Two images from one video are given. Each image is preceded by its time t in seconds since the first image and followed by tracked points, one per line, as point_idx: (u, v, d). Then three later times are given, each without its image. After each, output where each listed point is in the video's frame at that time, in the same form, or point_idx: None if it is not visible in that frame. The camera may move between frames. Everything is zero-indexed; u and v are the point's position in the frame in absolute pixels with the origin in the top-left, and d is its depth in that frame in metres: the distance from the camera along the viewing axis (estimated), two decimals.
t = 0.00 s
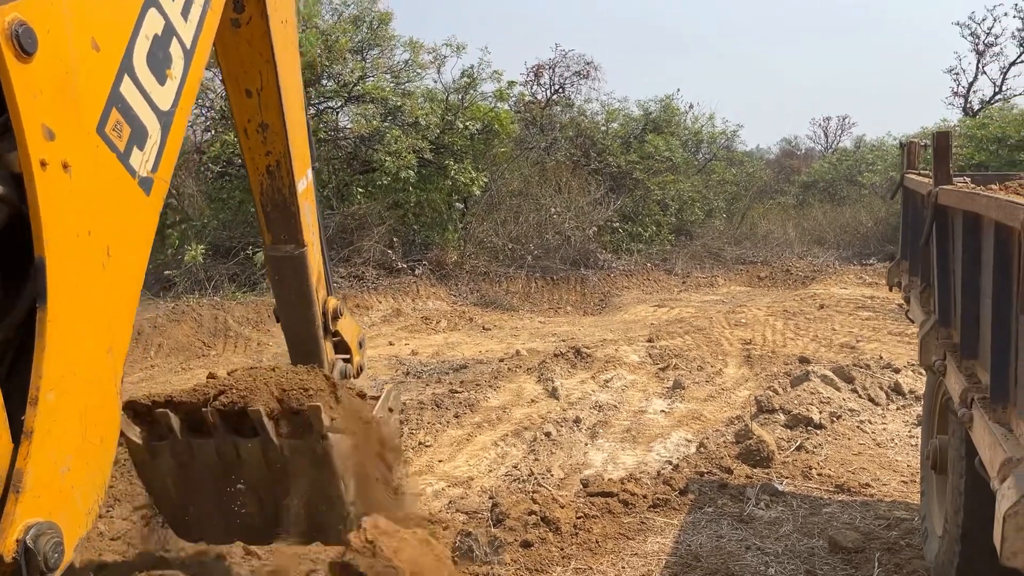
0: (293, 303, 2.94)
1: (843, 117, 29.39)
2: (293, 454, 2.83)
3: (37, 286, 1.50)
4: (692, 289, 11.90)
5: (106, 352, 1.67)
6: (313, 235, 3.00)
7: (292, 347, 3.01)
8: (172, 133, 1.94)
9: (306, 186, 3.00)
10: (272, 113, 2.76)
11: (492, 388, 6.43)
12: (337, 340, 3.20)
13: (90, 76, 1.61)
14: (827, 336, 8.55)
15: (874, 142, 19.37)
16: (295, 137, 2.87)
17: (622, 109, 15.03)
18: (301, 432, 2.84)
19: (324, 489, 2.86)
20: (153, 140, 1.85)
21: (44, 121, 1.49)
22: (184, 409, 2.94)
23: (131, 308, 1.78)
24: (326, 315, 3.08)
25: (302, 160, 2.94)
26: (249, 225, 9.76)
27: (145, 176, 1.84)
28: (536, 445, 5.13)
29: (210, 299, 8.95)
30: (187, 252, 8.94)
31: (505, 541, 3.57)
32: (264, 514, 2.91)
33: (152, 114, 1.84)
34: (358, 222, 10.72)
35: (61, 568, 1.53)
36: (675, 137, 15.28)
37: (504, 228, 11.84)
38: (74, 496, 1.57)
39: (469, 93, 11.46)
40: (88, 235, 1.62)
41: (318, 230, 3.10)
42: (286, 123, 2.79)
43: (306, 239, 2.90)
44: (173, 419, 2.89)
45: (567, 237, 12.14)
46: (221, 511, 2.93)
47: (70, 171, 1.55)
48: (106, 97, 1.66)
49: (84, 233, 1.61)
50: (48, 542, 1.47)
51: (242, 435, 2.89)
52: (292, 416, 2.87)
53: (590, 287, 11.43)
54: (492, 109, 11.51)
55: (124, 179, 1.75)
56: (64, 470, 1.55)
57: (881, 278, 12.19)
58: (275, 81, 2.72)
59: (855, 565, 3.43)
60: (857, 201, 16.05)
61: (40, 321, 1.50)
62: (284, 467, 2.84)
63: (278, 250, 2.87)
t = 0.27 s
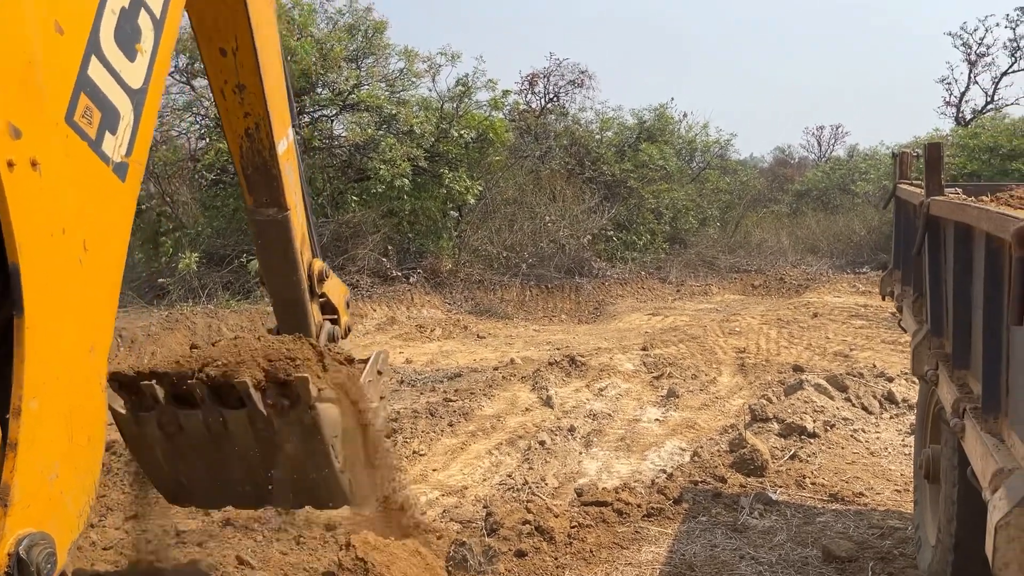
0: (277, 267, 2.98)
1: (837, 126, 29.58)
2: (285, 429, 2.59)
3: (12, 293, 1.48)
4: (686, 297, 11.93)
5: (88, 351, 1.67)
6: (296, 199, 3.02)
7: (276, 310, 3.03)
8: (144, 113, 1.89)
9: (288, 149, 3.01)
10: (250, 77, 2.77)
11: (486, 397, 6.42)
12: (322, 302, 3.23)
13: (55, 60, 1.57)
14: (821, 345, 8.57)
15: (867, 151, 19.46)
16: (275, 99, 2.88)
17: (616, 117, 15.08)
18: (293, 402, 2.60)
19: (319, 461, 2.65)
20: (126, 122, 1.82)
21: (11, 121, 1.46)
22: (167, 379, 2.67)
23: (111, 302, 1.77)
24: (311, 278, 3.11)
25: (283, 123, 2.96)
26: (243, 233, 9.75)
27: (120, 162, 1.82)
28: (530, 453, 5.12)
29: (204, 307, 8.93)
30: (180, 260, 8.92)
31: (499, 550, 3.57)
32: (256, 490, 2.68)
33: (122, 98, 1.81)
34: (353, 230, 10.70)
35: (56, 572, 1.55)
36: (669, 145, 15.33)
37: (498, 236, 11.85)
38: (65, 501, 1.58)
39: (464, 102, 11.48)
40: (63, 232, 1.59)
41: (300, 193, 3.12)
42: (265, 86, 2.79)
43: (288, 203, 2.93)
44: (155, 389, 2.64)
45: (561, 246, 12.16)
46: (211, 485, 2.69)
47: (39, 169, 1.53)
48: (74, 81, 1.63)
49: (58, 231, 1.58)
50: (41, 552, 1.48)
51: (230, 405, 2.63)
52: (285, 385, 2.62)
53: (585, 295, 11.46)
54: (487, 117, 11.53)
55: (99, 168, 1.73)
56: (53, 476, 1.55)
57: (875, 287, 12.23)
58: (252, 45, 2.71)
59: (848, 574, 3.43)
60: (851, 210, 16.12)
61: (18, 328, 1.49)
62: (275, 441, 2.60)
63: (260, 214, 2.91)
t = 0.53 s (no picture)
0: (262, 243, 3.13)
1: (829, 136, 29.79)
2: (263, 374, 2.91)
3: None
4: (679, 306, 11.96)
5: (71, 352, 1.67)
6: (280, 176, 3.14)
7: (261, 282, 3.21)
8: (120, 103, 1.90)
9: (272, 128, 3.11)
10: (232, 60, 2.85)
11: (479, 407, 6.42)
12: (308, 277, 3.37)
13: (26, 58, 1.57)
14: (813, 354, 8.58)
15: (859, 161, 19.56)
16: (257, 79, 2.96)
17: (609, 127, 15.14)
18: (272, 350, 2.93)
19: (293, 406, 2.94)
20: (102, 114, 1.84)
21: None
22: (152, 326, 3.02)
23: (93, 299, 1.77)
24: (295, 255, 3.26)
25: (267, 103, 3.05)
26: (236, 242, 9.74)
27: (98, 154, 1.83)
28: (523, 463, 5.12)
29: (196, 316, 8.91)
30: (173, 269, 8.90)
31: (491, 560, 3.57)
32: (232, 442, 3.03)
33: (98, 89, 1.82)
34: (346, 238, 10.69)
35: None
36: (662, 155, 15.38)
37: (492, 245, 11.85)
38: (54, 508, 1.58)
39: (458, 112, 11.48)
40: (42, 235, 1.58)
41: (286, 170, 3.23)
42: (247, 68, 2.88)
43: (272, 181, 3.05)
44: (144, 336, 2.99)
45: (555, 255, 12.18)
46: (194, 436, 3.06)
47: (14, 172, 1.50)
48: (47, 76, 1.62)
49: (37, 233, 1.57)
50: (33, 564, 1.46)
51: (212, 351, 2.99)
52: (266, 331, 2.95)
53: (578, 304, 11.49)
54: (480, 126, 11.55)
55: (76, 163, 1.73)
56: (41, 484, 1.54)
57: (867, 296, 12.28)
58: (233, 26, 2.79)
59: None
60: (843, 219, 16.18)
61: None
62: (255, 383, 2.93)
63: (243, 192, 3.03)
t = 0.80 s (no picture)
0: (247, 220, 3.16)
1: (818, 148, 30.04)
2: (251, 320, 3.01)
3: None
4: (670, 317, 11.98)
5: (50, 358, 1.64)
6: (264, 153, 3.15)
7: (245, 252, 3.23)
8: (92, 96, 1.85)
9: (254, 104, 3.10)
10: (212, 44, 2.83)
11: (470, 418, 6.41)
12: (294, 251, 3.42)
13: None
14: (804, 365, 8.61)
15: (849, 173, 19.69)
16: (238, 57, 2.94)
17: (600, 139, 15.21)
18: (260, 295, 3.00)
19: (280, 359, 3.07)
20: (75, 108, 1.78)
21: None
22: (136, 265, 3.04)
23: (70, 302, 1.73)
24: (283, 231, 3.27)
25: (249, 80, 3.03)
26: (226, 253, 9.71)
27: (70, 151, 1.78)
28: (514, 475, 5.11)
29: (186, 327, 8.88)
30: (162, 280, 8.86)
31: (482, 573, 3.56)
32: (212, 392, 3.17)
33: (71, 83, 1.77)
34: (337, 249, 10.67)
35: None
36: (653, 167, 15.45)
37: (483, 257, 11.86)
38: (39, 518, 1.58)
39: (449, 123, 11.54)
40: (16, 240, 1.55)
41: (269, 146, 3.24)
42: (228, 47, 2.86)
43: (256, 159, 3.06)
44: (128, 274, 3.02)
45: (546, 266, 12.20)
46: (174, 383, 3.18)
47: None
48: (17, 72, 1.56)
49: (10, 240, 1.53)
50: None
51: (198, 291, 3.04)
52: (253, 271, 2.99)
53: (569, 315, 11.52)
54: (471, 138, 11.58)
55: (48, 161, 1.68)
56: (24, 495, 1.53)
57: (856, 307, 12.34)
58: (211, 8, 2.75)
59: None
60: (833, 231, 16.27)
61: None
62: (241, 329, 3.04)
63: (227, 171, 3.04)
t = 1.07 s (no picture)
0: (225, 175, 3.25)
1: (804, 163, 30.35)
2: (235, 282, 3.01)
3: None
4: (658, 331, 12.03)
5: (21, 368, 1.60)
6: (240, 111, 3.22)
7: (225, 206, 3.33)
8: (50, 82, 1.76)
9: (227, 63, 3.14)
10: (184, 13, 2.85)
11: (457, 432, 6.39)
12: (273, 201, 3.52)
13: None
14: (790, 378, 8.64)
15: (834, 186, 19.85)
16: (206, 14, 2.94)
17: (588, 153, 15.29)
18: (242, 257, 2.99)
19: (265, 318, 3.08)
20: (32, 95, 1.70)
21: None
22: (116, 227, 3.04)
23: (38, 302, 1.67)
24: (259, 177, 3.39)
25: (222, 42, 3.07)
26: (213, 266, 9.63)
27: (31, 140, 1.69)
28: (502, 489, 5.09)
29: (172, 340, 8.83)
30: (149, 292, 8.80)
31: None
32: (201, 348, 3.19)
33: (25, 69, 1.68)
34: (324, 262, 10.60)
35: None
36: (640, 180, 15.54)
37: (471, 269, 11.86)
38: (17, 531, 1.57)
39: (437, 136, 11.56)
40: None
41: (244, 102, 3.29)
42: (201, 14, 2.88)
43: (232, 120, 3.13)
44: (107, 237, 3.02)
45: (534, 279, 12.21)
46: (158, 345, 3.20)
47: None
48: None
49: None
50: None
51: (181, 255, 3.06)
52: (235, 232, 2.99)
53: (557, 328, 11.55)
54: (459, 151, 11.60)
55: (7, 157, 1.60)
56: None
57: (842, 320, 12.43)
58: None
59: None
60: (818, 245, 16.40)
61: None
62: (224, 293, 3.03)
63: (204, 130, 3.12)
